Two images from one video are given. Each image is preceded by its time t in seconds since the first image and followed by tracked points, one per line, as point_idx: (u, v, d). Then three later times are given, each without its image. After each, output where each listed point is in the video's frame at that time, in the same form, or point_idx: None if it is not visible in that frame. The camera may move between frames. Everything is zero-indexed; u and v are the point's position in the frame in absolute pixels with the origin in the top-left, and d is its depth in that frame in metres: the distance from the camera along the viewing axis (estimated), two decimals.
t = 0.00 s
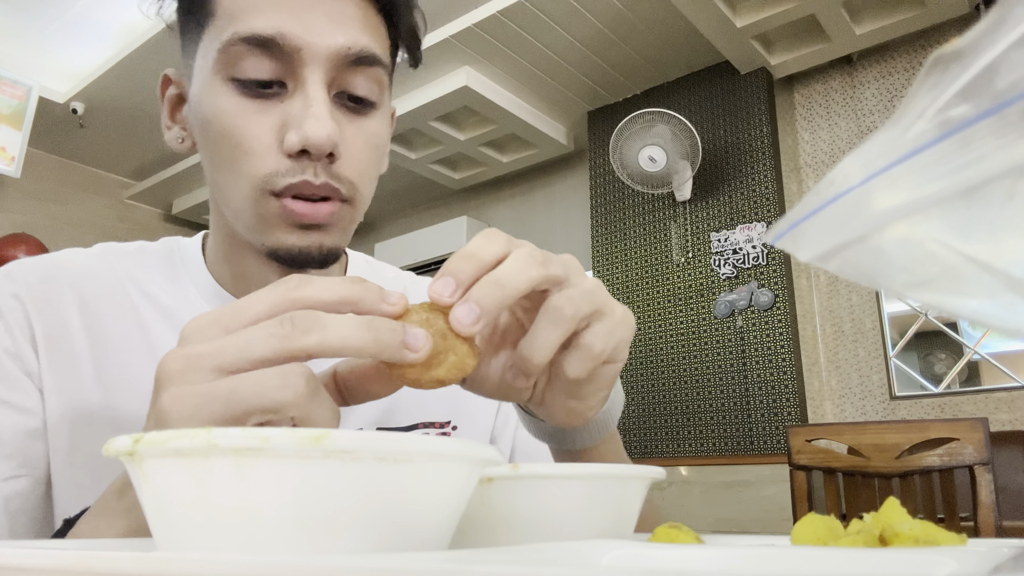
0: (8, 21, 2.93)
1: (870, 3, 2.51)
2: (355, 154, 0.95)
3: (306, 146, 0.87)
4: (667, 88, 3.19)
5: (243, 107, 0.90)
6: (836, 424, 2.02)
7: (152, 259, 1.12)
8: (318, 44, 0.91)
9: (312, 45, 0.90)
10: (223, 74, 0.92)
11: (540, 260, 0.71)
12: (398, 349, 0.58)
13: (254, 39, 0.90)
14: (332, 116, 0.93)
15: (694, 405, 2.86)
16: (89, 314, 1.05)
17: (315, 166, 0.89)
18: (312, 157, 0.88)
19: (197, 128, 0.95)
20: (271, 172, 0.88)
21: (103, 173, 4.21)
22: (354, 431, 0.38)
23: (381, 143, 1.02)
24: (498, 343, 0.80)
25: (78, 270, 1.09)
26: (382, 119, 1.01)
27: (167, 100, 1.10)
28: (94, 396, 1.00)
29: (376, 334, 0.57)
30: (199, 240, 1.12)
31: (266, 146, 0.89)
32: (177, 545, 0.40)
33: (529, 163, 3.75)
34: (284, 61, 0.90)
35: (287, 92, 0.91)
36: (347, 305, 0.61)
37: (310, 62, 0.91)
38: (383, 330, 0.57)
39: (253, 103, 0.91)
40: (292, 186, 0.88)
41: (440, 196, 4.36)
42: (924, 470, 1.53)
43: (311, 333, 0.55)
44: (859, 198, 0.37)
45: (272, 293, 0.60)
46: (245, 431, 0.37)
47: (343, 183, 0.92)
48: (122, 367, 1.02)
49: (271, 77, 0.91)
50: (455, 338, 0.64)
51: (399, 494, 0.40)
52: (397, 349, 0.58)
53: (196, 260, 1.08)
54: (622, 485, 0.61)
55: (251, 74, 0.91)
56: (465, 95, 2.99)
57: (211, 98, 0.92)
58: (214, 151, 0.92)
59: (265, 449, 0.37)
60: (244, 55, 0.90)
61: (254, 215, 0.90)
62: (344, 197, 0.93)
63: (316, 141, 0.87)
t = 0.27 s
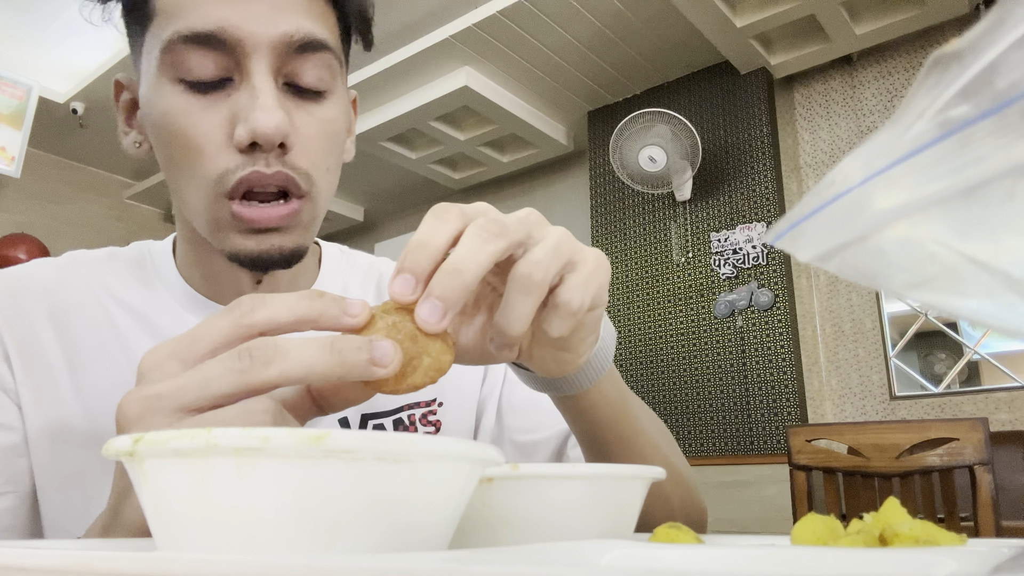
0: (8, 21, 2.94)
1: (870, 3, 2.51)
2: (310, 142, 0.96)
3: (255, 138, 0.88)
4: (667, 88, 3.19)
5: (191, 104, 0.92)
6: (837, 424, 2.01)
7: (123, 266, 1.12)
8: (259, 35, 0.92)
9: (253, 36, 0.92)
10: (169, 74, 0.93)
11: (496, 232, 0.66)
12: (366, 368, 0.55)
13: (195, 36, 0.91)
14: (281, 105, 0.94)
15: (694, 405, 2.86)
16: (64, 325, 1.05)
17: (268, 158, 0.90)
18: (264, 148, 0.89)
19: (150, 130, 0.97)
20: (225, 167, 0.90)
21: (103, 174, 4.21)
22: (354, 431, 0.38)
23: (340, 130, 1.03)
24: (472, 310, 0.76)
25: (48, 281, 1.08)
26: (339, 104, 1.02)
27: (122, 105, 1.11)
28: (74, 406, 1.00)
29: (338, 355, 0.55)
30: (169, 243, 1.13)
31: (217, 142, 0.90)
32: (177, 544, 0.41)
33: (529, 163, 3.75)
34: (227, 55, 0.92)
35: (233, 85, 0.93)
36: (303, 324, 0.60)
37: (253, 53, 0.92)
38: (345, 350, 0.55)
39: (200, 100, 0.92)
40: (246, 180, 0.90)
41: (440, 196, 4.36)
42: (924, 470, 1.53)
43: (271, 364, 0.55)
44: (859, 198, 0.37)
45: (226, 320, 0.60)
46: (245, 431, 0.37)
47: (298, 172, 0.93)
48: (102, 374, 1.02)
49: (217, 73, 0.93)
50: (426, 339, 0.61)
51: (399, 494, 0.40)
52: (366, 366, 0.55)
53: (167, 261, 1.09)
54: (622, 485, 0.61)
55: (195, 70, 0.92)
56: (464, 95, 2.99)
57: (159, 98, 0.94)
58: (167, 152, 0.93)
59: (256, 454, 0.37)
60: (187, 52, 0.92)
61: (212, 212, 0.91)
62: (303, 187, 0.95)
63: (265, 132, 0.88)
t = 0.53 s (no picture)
0: (8, 22, 2.94)
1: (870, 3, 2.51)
2: (285, 140, 0.95)
3: (223, 139, 0.88)
4: (667, 88, 3.19)
5: (161, 106, 0.92)
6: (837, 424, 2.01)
7: (106, 269, 1.12)
8: (225, 33, 0.91)
9: (219, 35, 0.91)
10: (139, 77, 0.94)
11: (472, 240, 0.63)
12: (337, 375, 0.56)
13: (160, 36, 0.91)
14: (252, 103, 0.93)
15: (694, 405, 2.87)
16: (48, 328, 1.04)
17: (238, 159, 0.90)
18: (234, 150, 0.89)
19: (125, 134, 0.97)
20: (195, 170, 0.90)
21: (103, 173, 4.21)
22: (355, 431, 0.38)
23: (318, 126, 1.02)
24: (454, 308, 0.76)
25: (34, 284, 1.08)
26: (314, 100, 1.02)
27: (99, 107, 1.11)
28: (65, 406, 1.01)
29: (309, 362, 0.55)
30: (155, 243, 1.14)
31: (187, 145, 0.91)
32: (177, 545, 0.41)
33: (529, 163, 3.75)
34: (194, 56, 0.92)
35: (202, 86, 0.93)
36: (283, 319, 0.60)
37: (219, 53, 0.92)
38: (318, 358, 0.55)
39: (170, 102, 0.93)
40: (217, 182, 0.90)
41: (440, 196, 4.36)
42: (924, 470, 1.53)
43: (241, 362, 0.54)
44: (859, 198, 0.37)
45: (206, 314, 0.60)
46: (246, 431, 0.37)
47: (272, 172, 0.93)
48: (93, 373, 1.02)
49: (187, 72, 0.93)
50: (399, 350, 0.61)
51: (400, 494, 0.40)
52: (335, 376, 0.56)
53: (151, 263, 1.09)
54: (622, 484, 0.61)
55: (162, 73, 0.92)
56: (464, 95, 2.99)
57: (131, 102, 0.95)
58: (143, 156, 0.94)
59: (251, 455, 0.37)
60: (154, 54, 0.92)
61: (187, 214, 0.92)
62: (278, 186, 0.95)
63: (234, 133, 0.88)
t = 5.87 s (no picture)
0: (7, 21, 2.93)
1: (870, 3, 2.51)
2: (336, 160, 1.03)
3: (284, 153, 0.96)
4: (667, 88, 3.19)
5: (225, 119, 1.00)
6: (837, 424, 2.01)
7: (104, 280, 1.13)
8: (293, 57, 1.01)
9: (286, 57, 1.00)
10: (206, 90, 1.02)
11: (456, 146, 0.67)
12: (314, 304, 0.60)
13: (231, 54, 1.00)
14: (309, 122, 1.02)
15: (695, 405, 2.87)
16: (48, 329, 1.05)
17: (296, 174, 0.98)
18: (293, 164, 0.97)
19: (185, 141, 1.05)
20: (254, 180, 0.97)
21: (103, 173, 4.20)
22: (353, 432, 0.38)
23: (364, 149, 1.10)
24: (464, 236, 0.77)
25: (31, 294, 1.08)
26: (366, 126, 1.10)
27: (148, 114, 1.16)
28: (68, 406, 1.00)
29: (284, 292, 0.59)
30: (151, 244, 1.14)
31: (248, 156, 0.98)
32: (176, 545, 0.40)
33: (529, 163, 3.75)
34: (262, 75, 1.01)
35: (265, 104, 1.02)
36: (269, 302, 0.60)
37: (286, 74, 1.01)
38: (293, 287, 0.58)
39: (235, 115, 1.01)
40: (274, 193, 0.97)
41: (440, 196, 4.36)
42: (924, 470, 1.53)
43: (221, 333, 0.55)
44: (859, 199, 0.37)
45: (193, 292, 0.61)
46: (244, 431, 0.37)
47: (325, 188, 1.00)
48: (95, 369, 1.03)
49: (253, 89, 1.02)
50: (365, 282, 0.66)
51: (399, 495, 0.40)
52: (314, 301, 0.59)
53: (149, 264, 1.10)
54: (622, 485, 0.61)
55: (232, 89, 1.01)
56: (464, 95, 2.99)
57: (196, 112, 1.02)
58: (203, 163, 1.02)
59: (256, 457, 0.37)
60: (226, 70, 1.01)
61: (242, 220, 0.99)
62: (327, 202, 1.02)
63: (295, 148, 0.96)
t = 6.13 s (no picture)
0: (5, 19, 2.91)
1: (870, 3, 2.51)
2: (326, 155, 1.04)
3: (273, 152, 0.97)
4: (667, 87, 3.19)
5: (213, 119, 1.01)
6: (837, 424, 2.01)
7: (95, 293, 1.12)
8: (276, 53, 1.00)
9: (270, 54, 1.00)
10: (192, 90, 1.02)
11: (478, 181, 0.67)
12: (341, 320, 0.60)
13: (214, 53, 1.00)
14: (298, 119, 1.02)
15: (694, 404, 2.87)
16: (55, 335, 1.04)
17: (285, 171, 0.98)
18: (281, 162, 0.98)
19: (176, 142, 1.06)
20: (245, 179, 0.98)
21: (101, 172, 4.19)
22: (352, 432, 0.38)
23: (355, 142, 1.10)
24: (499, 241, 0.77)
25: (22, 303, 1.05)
26: (354, 118, 1.10)
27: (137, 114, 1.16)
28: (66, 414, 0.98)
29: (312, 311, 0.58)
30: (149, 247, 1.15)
31: (237, 156, 0.99)
32: (175, 546, 0.40)
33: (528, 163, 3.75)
34: (246, 72, 1.01)
35: (251, 101, 1.02)
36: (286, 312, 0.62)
37: (269, 71, 1.01)
38: (319, 304, 0.58)
39: (222, 115, 1.01)
40: (266, 192, 0.98)
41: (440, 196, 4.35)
42: (924, 470, 1.53)
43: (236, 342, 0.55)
44: (859, 200, 0.37)
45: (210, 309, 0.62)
46: (243, 432, 0.37)
47: (315, 185, 1.01)
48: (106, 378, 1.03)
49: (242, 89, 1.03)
50: (392, 301, 0.65)
51: (399, 495, 0.40)
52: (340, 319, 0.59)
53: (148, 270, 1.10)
54: (622, 485, 0.61)
55: (217, 88, 1.01)
56: (464, 95, 2.99)
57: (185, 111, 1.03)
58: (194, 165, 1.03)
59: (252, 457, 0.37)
60: (209, 69, 1.01)
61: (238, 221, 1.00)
62: (319, 198, 1.03)
63: (283, 147, 0.97)
